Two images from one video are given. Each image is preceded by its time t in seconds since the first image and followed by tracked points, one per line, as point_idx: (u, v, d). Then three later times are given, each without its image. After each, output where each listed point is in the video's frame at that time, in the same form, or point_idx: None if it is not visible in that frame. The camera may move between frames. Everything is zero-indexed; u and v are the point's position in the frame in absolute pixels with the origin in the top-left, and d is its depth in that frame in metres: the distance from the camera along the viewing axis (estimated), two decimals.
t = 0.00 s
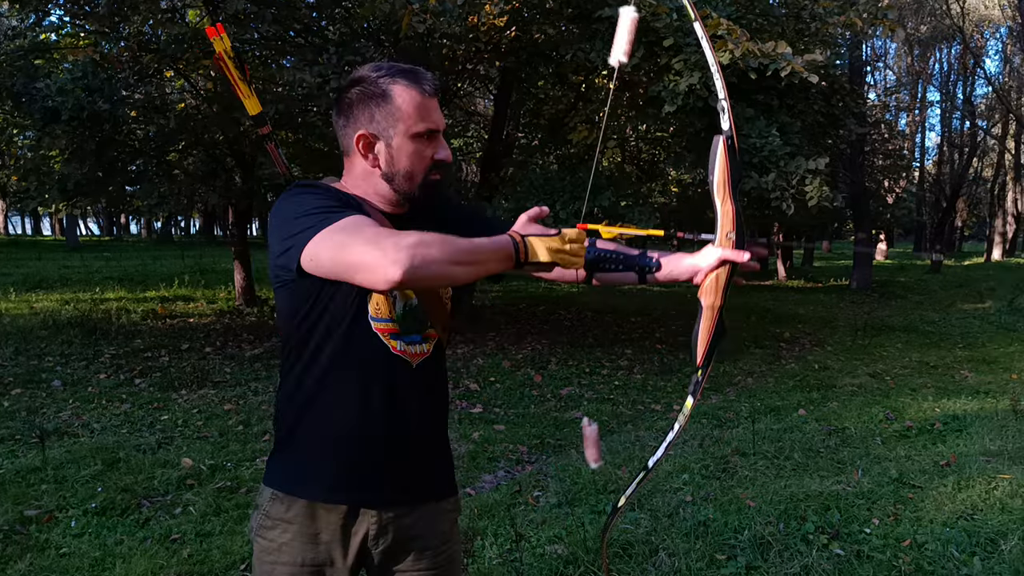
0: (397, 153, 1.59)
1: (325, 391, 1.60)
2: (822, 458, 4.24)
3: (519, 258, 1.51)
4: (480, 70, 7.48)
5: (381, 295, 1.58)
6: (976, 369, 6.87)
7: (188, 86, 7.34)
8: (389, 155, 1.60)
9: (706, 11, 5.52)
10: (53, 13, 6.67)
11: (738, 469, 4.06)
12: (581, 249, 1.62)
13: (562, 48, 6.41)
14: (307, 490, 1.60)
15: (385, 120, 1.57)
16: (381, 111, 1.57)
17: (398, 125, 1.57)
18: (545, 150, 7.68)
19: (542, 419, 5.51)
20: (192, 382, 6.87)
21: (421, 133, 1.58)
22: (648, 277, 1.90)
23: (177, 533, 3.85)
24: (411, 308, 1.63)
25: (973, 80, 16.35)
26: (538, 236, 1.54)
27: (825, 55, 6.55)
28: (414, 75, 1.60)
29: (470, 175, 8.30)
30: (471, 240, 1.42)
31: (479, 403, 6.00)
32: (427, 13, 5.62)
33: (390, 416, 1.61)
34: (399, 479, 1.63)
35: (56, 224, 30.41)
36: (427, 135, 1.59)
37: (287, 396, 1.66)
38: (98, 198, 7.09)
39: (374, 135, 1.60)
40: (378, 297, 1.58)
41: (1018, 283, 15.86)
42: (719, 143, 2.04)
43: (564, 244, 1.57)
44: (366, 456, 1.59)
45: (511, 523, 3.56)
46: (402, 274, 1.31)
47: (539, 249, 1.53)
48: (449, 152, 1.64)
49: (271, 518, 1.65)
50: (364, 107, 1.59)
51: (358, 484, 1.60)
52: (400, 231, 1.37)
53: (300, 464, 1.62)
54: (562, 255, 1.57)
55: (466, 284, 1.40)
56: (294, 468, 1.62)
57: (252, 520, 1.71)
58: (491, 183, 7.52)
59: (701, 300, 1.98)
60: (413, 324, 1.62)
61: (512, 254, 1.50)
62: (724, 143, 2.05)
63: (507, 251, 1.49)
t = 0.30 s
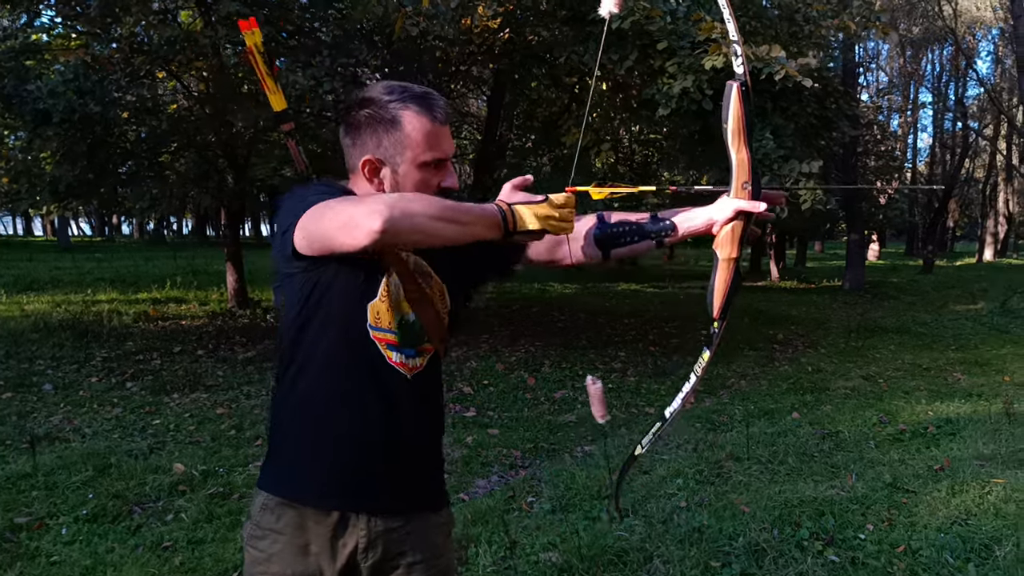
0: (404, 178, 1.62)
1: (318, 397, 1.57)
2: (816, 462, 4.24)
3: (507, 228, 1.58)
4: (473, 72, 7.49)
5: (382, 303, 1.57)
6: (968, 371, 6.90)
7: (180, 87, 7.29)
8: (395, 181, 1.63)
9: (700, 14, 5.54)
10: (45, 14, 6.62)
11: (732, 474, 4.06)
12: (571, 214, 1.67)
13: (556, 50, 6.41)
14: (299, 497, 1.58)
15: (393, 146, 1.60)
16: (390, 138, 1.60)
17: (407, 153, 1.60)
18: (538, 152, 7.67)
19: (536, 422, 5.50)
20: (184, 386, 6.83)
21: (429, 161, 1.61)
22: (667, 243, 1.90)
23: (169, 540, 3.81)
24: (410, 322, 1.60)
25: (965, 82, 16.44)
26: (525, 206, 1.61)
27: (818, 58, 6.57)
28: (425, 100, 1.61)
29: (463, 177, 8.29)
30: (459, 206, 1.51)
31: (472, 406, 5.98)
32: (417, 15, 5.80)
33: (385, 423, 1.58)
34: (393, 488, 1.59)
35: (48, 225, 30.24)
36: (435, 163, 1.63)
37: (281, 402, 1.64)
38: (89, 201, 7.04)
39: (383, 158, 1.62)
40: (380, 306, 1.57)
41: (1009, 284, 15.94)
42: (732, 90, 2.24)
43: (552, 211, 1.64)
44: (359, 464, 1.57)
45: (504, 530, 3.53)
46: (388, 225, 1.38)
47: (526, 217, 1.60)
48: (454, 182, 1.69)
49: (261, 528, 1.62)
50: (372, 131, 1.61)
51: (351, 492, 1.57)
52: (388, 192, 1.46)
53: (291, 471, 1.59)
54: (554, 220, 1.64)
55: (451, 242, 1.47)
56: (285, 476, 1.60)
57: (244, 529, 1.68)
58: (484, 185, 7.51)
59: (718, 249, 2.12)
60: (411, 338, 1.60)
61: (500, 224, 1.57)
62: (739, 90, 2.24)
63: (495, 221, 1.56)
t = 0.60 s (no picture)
0: (395, 182, 1.58)
1: (308, 405, 1.56)
2: (818, 466, 4.21)
3: (408, 220, 1.41)
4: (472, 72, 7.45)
5: (363, 312, 1.55)
6: (970, 372, 6.87)
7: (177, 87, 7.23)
8: (385, 186, 1.59)
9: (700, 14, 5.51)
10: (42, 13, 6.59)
11: (734, 479, 4.03)
12: (482, 220, 1.49)
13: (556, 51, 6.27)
14: (289, 506, 1.57)
15: (383, 148, 1.57)
16: (380, 140, 1.57)
17: (396, 155, 1.56)
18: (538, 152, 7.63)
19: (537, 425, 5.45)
20: (182, 389, 6.79)
21: (420, 163, 1.57)
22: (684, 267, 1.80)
23: (167, 547, 3.78)
24: (394, 337, 1.55)
25: (964, 81, 16.44)
26: (436, 202, 1.44)
27: (818, 58, 6.54)
28: (417, 102, 1.58)
29: (461, 177, 8.26)
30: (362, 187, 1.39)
31: (472, 409, 5.94)
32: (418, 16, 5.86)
33: (372, 435, 1.54)
34: (382, 502, 1.55)
35: (45, 226, 30.17)
36: (426, 165, 1.58)
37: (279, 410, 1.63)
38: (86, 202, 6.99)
39: (373, 162, 1.59)
40: (360, 316, 1.55)
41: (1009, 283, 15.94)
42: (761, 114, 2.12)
43: (464, 211, 1.46)
44: (346, 475, 1.54)
45: (505, 536, 3.50)
46: (249, 177, 1.31)
47: (433, 212, 1.43)
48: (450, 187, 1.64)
49: (255, 535, 1.63)
50: (363, 134, 1.59)
51: (338, 504, 1.54)
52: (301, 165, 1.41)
53: (283, 480, 1.58)
54: (465, 221, 1.46)
55: (324, 218, 1.33)
56: (278, 485, 1.59)
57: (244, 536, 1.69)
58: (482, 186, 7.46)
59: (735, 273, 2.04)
60: (396, 352, 1.54)
61: (401, 215, 1.41)
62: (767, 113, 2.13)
63: (396, 211, 1.40)
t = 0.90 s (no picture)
0: (381, 170, 1.56)
1: (299, 419, 1.54)
2: (815, 470, 4.20)
3: (302, 233, 1.46)
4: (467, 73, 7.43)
5: (334, 326, 1.53)
6: (966, 374, 6.88)
7: (171, 88, 7.19)
8: (371, 174, 1.57)
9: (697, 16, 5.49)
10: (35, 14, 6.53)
11: (731, 483, 4.01)
12: (384, 237, 1.49)
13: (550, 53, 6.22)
14: (284, 522, 1.55)
15: (367, 136, 1.55)
16: (364, 127, 1.55)
17: (382, 141, 1.54)
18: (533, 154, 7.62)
19: (534, 428, 5.44)
20: (176, 392, 6.75)
21: (404, 150, 1.55)
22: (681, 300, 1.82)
23: (160, 553, 3.74)
24: (381, 344, 1.54)
25: (958, 82, 16.50)
26: (331, 217, 1.46)
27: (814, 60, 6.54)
28: (399, 89, 1.57)
29: (456, 179, 8.24)
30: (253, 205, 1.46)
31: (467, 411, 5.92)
32: (414, 17, 5.76)
33: (366, 447, 1.53)
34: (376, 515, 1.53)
35: (40, 226, 30.10)
36: (410, 152, 1.56)
37: (273, 421, 1.61)
38: (80, 203, 6.95)
39: (357, 152, 1.57)
40: (332, 330, 1.53)
41: (1003, 285, 16.00)
42: (759, 154, 2.14)
43: (361, 226, 1.47)
44: (339, 489, 1.52)
45: (501, 542, 3.48)
46: (137, 198, 1.44)
47: (329, 228, 1.45)
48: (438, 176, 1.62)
49: (252, 549, 1.61)
50: (348, 123, 1.57)
51: (333, 519, 1.52)
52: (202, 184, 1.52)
53: (277, 495, 1.57)
54: (360, 239, 1.47)
55: (203, 234, 1.42)
56: (272, 499, 1.58)
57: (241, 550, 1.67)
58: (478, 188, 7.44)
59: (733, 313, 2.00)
60: (381, 360, 1.53)
61: (292, 232, 1.46)
62: (764, 154, 2.15)
63: (286, 227, 1.46)
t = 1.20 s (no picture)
0: (383, 195, 1.56)
1: (300, 429, 1.54)
2: (815, 472, 4.20)
3: (312, 237, 1.47)
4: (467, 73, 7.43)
5: (336, 336, 1.52)
6: (965, 375, 6.89)
7: (171, 88, 7.17)
8: (373, 196, 1.57)
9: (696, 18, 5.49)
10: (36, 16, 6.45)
11: (731, 485, 4.01)
12: (392, 240, 1.51)
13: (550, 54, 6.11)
14: (286, 532, 1.54)
15: (372, 159, 1.54)
16: (370, 149, 1.53)
17: (387, 166, 1.54)
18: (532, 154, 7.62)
19: (534, 429, 5.43)
20: (175, 392, 6.74)
21: (410, 177, 1.55)
22: (681, 306, 1.82)
23: (160, 555, 3.73)
24: (384, 352, 1.53)
25: (956, 82, 16.54)
26: (342, 219, 1.47)
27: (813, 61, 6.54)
28: (409, 112, 1.54)
29: (456, 179, 8.23)
30: (263, 209, 1.46)
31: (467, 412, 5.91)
32: (414, 19, 5.76)
33: (368, 457, 1.52)
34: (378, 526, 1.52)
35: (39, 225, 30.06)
36: (415, 179, 1.56)
37: (274, 430, 1.60)
38: (79, 203, 6.93)
39: (361, 173, 1.56)
40: (334, 341, 1.52)
41: (1000, 284, 16.02)
42: (759, 164, 2.14)
43: (370, 230, 1.49)
44: (341, 499, 1.52)
45: (502, 545, 3.47)
46: (145, 201, 1.44)
47: (338, 230, 1.47)
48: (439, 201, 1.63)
49: (254, 559, 1.61)
50: (353, 142, 1.55)
51: (335, 529, 1.52)
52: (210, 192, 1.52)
53: (279, 505, 1.56)
54: (370, 243, 1.49)
55: (212, 237, 1.42)
56: (274, 509, 1.57)
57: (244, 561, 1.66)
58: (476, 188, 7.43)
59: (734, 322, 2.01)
60: (383, 369, 1.52)
61: (301, 234, 1.47)
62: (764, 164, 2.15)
63: (296, 230, 1.47)
